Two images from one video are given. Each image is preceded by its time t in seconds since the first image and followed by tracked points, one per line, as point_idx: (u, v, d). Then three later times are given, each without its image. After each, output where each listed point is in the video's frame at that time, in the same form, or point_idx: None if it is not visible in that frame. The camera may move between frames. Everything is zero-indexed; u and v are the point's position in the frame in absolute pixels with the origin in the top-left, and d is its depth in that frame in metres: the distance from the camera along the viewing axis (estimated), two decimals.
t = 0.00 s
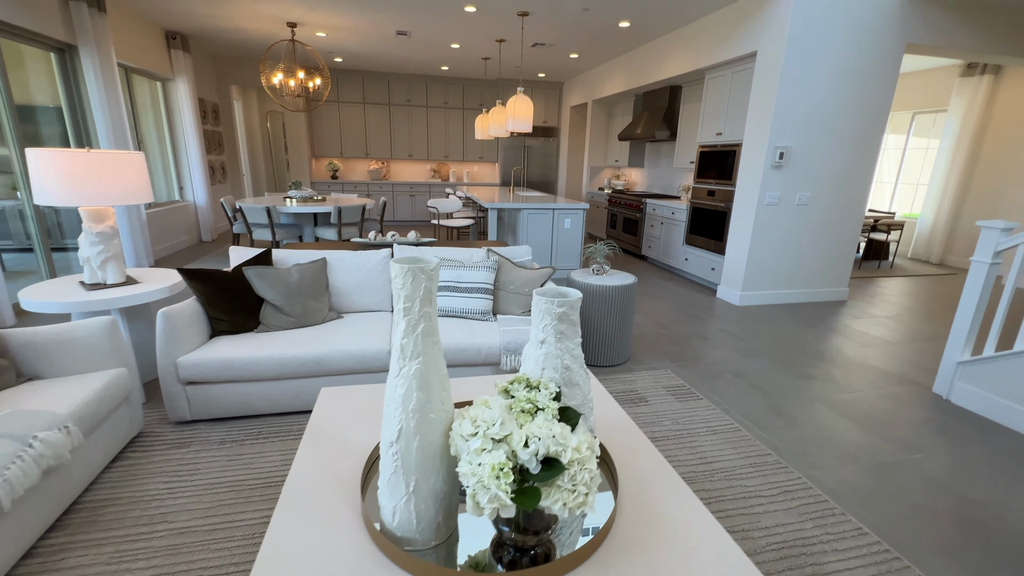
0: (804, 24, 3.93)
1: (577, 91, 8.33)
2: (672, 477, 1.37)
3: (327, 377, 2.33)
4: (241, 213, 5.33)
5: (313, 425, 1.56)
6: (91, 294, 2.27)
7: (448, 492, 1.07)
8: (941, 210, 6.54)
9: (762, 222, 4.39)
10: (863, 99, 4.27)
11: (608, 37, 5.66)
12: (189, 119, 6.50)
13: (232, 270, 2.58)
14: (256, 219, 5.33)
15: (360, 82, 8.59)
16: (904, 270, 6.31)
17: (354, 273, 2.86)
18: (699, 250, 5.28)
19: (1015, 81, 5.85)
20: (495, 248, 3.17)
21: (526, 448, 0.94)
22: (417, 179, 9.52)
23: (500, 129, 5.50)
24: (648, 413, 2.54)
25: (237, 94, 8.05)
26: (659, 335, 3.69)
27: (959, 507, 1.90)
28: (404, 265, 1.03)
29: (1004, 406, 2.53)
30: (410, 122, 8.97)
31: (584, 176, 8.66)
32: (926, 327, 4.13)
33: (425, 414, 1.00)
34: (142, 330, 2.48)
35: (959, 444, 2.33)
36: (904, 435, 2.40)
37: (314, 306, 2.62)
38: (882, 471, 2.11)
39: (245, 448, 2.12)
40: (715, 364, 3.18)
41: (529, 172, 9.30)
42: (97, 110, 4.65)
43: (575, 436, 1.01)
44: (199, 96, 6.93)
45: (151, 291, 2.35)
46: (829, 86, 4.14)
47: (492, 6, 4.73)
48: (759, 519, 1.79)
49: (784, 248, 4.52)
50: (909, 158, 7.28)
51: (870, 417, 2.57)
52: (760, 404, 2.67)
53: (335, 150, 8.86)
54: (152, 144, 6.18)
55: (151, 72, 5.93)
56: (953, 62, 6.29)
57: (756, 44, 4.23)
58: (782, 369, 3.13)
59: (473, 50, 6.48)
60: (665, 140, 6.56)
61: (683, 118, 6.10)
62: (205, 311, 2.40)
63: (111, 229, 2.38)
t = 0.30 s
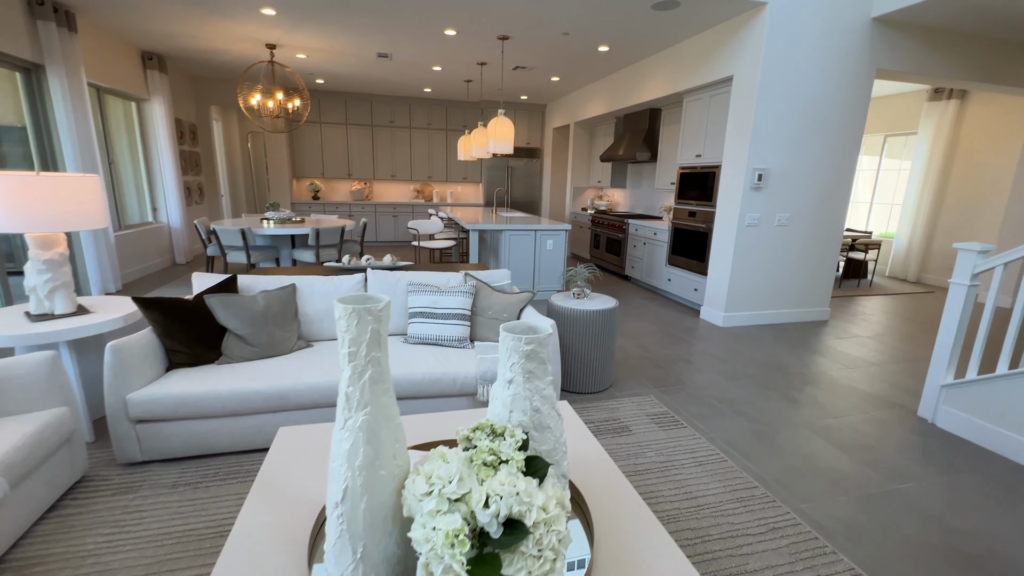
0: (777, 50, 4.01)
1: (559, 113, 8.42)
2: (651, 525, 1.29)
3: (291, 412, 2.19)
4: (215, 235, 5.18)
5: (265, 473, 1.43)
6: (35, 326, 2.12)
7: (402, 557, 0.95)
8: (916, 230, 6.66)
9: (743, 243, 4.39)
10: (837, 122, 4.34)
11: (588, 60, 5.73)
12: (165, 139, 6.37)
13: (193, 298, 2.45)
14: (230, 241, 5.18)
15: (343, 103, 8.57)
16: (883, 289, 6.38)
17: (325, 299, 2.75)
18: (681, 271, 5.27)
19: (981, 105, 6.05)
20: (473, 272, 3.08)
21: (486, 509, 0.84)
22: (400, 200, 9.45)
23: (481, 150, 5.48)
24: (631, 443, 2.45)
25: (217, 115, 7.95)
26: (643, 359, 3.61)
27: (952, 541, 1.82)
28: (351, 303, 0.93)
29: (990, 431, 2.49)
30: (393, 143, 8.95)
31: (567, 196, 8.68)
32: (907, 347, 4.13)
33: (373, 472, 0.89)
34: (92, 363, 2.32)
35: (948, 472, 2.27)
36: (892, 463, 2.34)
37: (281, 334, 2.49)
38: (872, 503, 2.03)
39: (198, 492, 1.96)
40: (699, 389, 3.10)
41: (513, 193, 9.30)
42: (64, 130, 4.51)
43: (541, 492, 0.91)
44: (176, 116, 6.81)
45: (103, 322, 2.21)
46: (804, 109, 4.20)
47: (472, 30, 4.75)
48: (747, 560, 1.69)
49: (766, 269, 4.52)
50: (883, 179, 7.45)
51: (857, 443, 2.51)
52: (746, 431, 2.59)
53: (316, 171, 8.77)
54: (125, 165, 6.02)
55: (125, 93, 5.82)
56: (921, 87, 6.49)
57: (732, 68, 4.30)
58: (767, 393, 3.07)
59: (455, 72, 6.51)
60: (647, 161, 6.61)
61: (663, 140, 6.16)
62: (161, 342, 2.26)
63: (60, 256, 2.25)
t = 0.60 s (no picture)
0: (755, 71, 4.02)
1: (541, 132, 8.43)
2: None
3: (243, 452, 2.01)
4: (183, 256, 4.96)
5: (195, 533, 1.25)
6: None
7: None
8: (894, 246, 6.73)
9: (726, 262, 4.33)
10: (816, 141, 4.35)
11: (568, 80, 5.73)
12: (134, 157, 6.14)
13: (142, 327, 2.26)
14: (199, 262, 4.96)
15: (323, 121, 8.46)
16: (864, 306, 6.40)
17: (289, 325, 2.58)
18: (665, 289, 5.19)
19: (951, 125, 6.20)
20: (448, 294, 2.94)
21: None
22: (381, 218, 9.32)
23: (461, 168, 5.40)
24: (614, 477, 2.30)
25: (192, 132, 7.77)
26: (626, 382, 3.49)
27: None
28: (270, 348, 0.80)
29: (984, 456, 2.41)
30: (374, 161, 8.86)
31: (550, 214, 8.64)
32: (893, 366, 4.08)
33: (295, 552, 0.74)
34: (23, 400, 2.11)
35: (944, 503, 2.17)
36: (886, 493, 2.23)
37: (238, 365, 2.31)
38: (868, 540, 1.91)
39: (133, 546, 1.75)
40: (685, 415, 2.98)
41: (496, 211, 9.24)
42: (21, 147, 4.29)
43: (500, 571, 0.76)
44: (147, 133, 6.61)
45: (36, 356, 2.00)
46: (782, 128, 4.21)
47: (451, 48, 4.70)
48: None
49: (749, 288, 4.46)
50: (860, 196, 7.57)
51: (848, 472, 2.40)
52: (734, 461, 2.47)
53: (295, 189, 8.62)
54: (90, 183, 5.79)
55: (92, 109, 5.62)
56: (893, 107, 6.64)
57: (711, 87, 4.30)
58: (754, 418, 2.96)
59: (436, 91, 6.46)
60: (629, 179, 6.60)
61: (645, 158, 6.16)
62: (101, 377, 2.07)
63: None
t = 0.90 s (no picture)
0: (733, 89, 3.99)
1: (523, 150, 8.38)
2: None
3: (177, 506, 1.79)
4: (143, 279, 4.71)
5: None
6: None
7: None
8: (875, 263, 6.75)
9: (709, 282, 4.24)
10: (795, 159, 4.32)
11: (547, 98, 5.68)
12: (97, 175, 5.88)
13: (70, 363, 2.04)
14: (160, 285, 4.68)
15: (300, 138, 8.30)
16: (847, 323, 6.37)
17: (241, 358, 2.37)
18: (648, 309, 5.08)
19: (925, 144, 6.28)
20: (417, 321, 2.76)
21: None
22: (361, 237, 9.12)
23: (439, 186, 5.27)
24: (594, 521, 2.11)
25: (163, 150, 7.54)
26: (609, 410, 3.33)
27: None
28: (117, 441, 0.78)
29: (982, 488, 2.28)
30: (354, 179, 8.69)
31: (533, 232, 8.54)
32: (879, 387, 3.99)
33: None
34: None
35: (944, 542, 2.03)
36: (883, 533, 2.08)
37: (181, 402, 2.09)
38: None
39: None
40: (669, 446, 2.82)
41: (478, 229, 9.11)
42: None
43: None
44: (113, 150, 6.36)
45: None
46: (762, 147, 4.17)
47: (427, 65, 4.61)
48: None
49: (733, 308, 4.37)
50: (839, 214, 7.62)
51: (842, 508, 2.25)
52: (721, 498, 2.30)
53: (271, 208, 8.40)
54: (48, 202, 5.51)
55: (52, 126, 5.38)
56: (868, 127, 6.73)
57: (689, 106, 4.26)
58: (741, 448, 2.81)
59: (414, 109, 6.36)
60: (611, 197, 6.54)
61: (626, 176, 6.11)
62: (16, 424, 1.83)
63: None
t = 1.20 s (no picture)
0: (711, 102, 3.95)
1: (504, 163, 8.30)
2: None
3: (91, 559, 1.58)
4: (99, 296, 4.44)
5: None
6: None
7: None
8: (854, 276, 6.77)
9: (690, 297, 4.14)
10: (775, 172, 4.28)
11: (527, 110, 5.61)
12: (55, 187, 5.59)
13: None
14: (117, 303, 4.41)
15: (276, 150, 8.10)
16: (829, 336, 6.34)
17: (184, 386, 2.17)
18: (630, 325, 4.97)
19: (900, 158, 6.36)
20: (382, 342, 2.59)
21: None
22: (339, 251, 8.90)
23: (415, 199, 5.12)
24: (568, 562, 1.94)
25: (131, 161, 7.27)
26: (588, 432, 3.17)
27: None
28: None
29: (973, 516, 2.17)
30: (331, 192, 8.50)
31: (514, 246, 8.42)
32: (863, 403, 3.91)
33: None
34: None
35: None
36: (874, 567, 1.95)
37: (110, 438, 1.88)
38: None
39: None
40: (650, 472, 2.67)
41: (459, 242, 8.97)
42: None
43: None
44: (74, 161, 6.09)
45: None
46: (741, 161, 4.13)
47: (401, 75, 4.50)
48: None
49: (714, 324, 4.27)
50: (818, 227, 7.67)
51: (831, 540, 2.12)
52: (704, 532, 2.15)
53: (245, 221, 8.15)
54: None
55: (6, 135, 5.12)
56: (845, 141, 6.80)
57: (668, 118, 4.21)
58: (725, 473, 2.68)
59: (392, 120, 6.24)
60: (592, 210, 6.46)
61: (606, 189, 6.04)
62: None
63: None
